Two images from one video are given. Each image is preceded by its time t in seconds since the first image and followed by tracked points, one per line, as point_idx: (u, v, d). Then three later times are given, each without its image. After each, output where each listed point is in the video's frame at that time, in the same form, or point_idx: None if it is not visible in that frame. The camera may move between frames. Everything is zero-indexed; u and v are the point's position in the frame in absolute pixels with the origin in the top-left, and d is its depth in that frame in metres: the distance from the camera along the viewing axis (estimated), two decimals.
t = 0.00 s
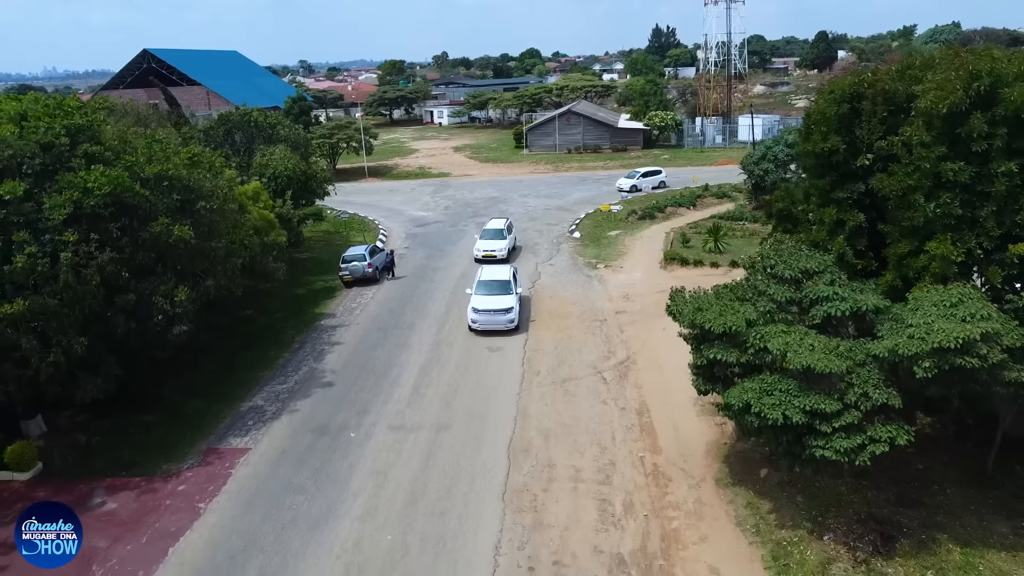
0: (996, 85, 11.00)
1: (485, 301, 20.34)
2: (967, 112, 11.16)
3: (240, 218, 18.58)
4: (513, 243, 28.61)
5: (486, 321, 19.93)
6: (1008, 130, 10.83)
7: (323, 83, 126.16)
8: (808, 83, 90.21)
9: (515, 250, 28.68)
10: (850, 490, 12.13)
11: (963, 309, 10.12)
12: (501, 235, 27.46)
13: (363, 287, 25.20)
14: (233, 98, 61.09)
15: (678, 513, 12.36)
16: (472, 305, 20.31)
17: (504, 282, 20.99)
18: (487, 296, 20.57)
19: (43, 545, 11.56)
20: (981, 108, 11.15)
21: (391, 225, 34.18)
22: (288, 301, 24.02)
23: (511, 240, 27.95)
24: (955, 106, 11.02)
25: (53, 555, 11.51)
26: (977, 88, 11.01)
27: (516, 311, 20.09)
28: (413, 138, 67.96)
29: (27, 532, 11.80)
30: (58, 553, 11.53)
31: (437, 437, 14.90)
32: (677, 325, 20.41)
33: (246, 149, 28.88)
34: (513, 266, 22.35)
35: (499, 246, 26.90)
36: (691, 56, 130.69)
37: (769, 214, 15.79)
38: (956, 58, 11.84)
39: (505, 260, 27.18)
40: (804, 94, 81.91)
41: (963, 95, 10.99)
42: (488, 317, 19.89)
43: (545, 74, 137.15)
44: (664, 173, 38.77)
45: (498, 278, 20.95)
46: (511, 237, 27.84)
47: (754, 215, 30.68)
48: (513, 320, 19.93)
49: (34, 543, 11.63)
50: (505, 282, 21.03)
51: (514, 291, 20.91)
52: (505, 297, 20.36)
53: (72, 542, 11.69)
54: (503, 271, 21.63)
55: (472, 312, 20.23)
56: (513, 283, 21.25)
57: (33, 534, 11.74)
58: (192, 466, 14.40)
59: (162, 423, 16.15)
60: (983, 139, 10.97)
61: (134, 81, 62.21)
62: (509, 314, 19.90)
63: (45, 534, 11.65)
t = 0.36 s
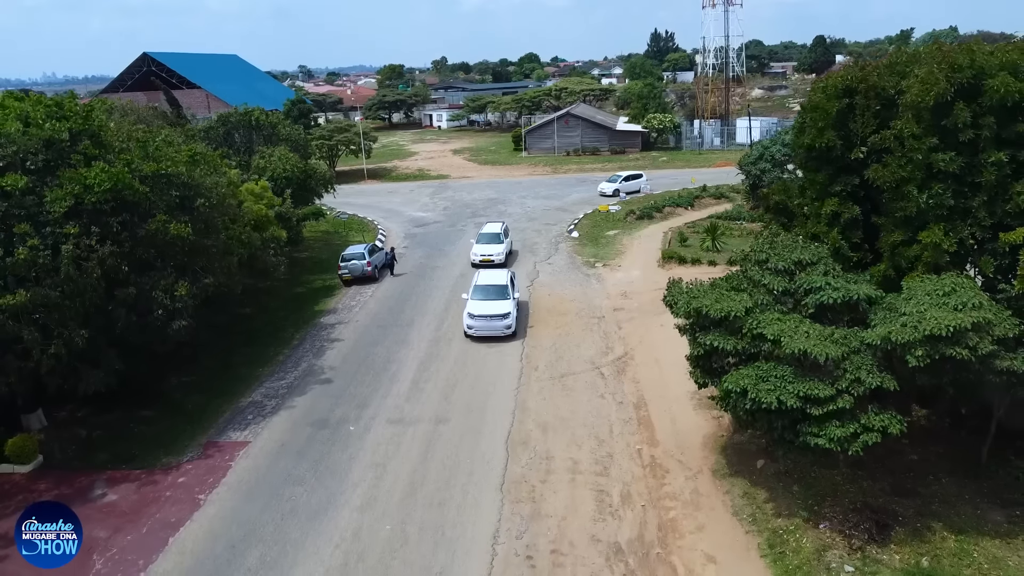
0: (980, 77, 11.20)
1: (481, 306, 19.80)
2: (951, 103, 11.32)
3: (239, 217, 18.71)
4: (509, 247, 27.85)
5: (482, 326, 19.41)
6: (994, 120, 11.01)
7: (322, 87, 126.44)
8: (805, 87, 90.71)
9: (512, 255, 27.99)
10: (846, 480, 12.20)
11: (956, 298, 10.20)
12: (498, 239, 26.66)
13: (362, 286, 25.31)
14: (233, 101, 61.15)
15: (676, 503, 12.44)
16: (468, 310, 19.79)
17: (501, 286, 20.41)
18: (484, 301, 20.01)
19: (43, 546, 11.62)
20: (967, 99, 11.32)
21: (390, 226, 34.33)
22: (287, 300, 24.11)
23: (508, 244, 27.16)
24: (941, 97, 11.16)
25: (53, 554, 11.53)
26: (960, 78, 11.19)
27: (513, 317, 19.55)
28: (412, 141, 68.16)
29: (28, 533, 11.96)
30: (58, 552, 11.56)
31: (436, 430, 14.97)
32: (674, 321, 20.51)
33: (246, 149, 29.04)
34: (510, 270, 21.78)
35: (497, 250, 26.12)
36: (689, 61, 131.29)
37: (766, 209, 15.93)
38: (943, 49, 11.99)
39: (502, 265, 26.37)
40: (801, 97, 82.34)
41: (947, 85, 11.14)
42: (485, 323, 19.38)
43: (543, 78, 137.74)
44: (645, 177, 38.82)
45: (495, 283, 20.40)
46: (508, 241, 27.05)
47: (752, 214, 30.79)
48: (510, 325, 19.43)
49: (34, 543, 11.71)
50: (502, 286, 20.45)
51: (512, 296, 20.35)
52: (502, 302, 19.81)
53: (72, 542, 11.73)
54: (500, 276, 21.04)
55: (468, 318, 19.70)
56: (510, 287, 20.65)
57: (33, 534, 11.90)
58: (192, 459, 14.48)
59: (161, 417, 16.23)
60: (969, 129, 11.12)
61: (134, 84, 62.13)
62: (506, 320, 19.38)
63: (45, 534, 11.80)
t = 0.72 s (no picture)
0: (973, 67, 11.29)
1: (478, 313, 19.10)
2: (948, 94, 11.36)
3: (240, 214, 18.71)
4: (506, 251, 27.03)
5: (479, 334, 18.68)
6: (992, 110, 11.04)
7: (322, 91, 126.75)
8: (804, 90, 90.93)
9: (509, 260, 27.23)
10: (847, 475, 12.16)
11: (955, 288, 10.24)
12: (496, 243, 25.84)
13: (362, 285, 25.31)
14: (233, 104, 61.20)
15: (676, 498, 12.41)
16: (464, 316, 19.04)
17: (499, 292, 19.69)
18: (481, 308, 19.33)
19: (43, 545, 11.30)
20: (962, 90, 11.38)
21: (390, 226, 34.35)
22: (287, 298, 24.10)
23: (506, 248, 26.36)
24: (938, 88, 11.20)
25: (53, 555, 11.25)
26: (956, 69, 11.24)
27: (511, 323, 18.87)
28: (411, 144, 68.25)
29: (28, 532, 11.59)
30: (58, 552, 11.28)
31: (435, 426, 14.95)
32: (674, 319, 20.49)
33: (246, 148, 29.09)
34: (508, 275, 21.09)
35: (496, 255, 25.32)
36: (687, 64, 131.64)
37: (765, 204, 15.96)
38: (939, 42, 12.05)
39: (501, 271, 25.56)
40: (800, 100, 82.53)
41: (944, 75, 11.19)
42: (482, 330, 18.64)
43: (542, 81, 138.13)
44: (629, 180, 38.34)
45: (493, 288, 19.68)
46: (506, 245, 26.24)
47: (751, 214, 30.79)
48: (508, 332, 18.73)
49: (35, 543, 11.38)
50: (500, 292, 19.78)
51: (510, 302, 19.67)
52: (500, 308, 19.11)
53: (72, 542, 11.43)
54: (498, 281, 20.33)
55: (464, 324, 18.95)
56: (508, 293, 20.00)
57: (34, 534, 11.53)
58: (191, 455, 14.45)
59: (160, 414, 16.20)
60: (967, 119, 11.14)
61: (133, 86, 62.20)
62: (503, 327, 18.68)
63: (45, 534, 11.45)
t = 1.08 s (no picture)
0: (974, 54, 11.23)
1: (474, 316, 18.42)
2: (949, 81, 11.33)
3: (238, 209, 18.70)
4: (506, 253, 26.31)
5: (475, 338, 17.98)
6: (992, 97, 10.99)
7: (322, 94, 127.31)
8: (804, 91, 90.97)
9: (509, 262, 26.53)
10: (847, 465, 12.09)
11: (955, 273, 10.24)
12: (495, 245, 25.10)
13: (361, 282, 25.26)
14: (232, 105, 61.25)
15: (676, 488, 12.36)
16: (459, 321, 18.38)
17: (497, 296, 19.01)
18: (477, 312, 18.65)
19: (43, 546, 10.84)
20: (962, 77, 11.35)
21: (389, 224, 34.31)
22: (285, 295, 24.06)
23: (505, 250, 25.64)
24: (938, 75, 11.18)
25: (53, 556, 10.85)
26: (958, 56, 11.20)
27: (508, 328, 18.13)
28: (411, 145, 68.34)
29: (28, 532, 11.11)
30: (58, 553, 10.85)
31: (434, 418, 14.89)
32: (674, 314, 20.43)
33: (246, 146, 29.10)
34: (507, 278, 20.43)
35: (495, 257, 24.62)
36: (688, 67, 131.56)
37: (764, 196, 15.92)
38: (939, 29, 12.01)
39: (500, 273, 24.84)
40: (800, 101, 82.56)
41: (945, 63, 11.17)
42: (478, 334, 17.93)
43: (542, 84, 138.66)
44: (613, 182, 37.84)
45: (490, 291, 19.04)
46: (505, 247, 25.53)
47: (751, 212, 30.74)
48: (505, 337, 17.97)
49: (34, 543, 10.95)
50: (497, 295, 19.11)
51: (507, 305, 19.00)
52: (497, 312, 18.42)
53: (73, 542, 11.01)
54: (496, 284, 19.66)
55: (459, 329, 18.28)
56: (506, 297, 19.34)
57: (34, 534, 11.05)
58: (189, 447, 14.40)
59: (158, 407, 16.15)
60: (967, 106, 11.09)
61: (134, 88, 62.34)
62: (500, 331, 17.94)
63: (45, 534, 10.97)
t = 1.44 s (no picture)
0: (976, 38, 11.20)
1: (469, 317, 17.75)
2: (950, 65, 11.32)
3: (234, 202, 18.78)
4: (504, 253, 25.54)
5: (470, 339, 17.32)
6: (992, 81, 10.98)
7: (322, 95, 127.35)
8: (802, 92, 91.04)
9: (507, 263, 25.78)
10: (845, 451, 12.07)
11: (953, 257, 10.17)
12: (492, 245, 24.33)
13: (360, 277, 25.24)
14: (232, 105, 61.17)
15: (673, 474, 12.34)
16: (454, 321, 17.71)
17: (493, 296, 18.31)
18: (473, 312, 18.00)
19: (42, 546, 9.55)
20: (964, 61, 11.32)
21: (388, 221, 34.29)
22: (284, 289, 24.04)
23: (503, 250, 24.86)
24: (939, 59, 11.21)
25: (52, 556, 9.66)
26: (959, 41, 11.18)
27: (504, 329, 17.47)
28: (411, 145, 68.38)
29: (26, 532, 9.62)
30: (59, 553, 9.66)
31: (431, 408, 14.87)
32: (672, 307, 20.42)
33: (245, 141, 29.12)
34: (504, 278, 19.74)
35: (491, 257, 23.82)
36: (687, 68, 131.86)
37: (762, 185, 15.91)
38: (938, 15, 12.02)
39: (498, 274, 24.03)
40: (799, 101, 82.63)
41: (947, 47, 11.18)
42: (473, 335, 17.28)
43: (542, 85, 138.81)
44: (598, 181, 37.28)
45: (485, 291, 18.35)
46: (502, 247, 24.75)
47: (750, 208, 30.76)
48: (501, 339, 17.33)
49: (34, 543, 9.60)
50: (494, 295, 18.45)
51: (503, 306, 18.29)
52: (493, 312, 17.73)
53: (73, 543, 9.79)
54: (492, 284, 18.95)
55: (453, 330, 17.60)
56: (503, 296, 18.69)
57: (32, 534, 9.60)
58: (186, 435, 14.39)
59: (155, 398, 16.13)
60: (968, 90, 11.10)
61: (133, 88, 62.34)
62: (496, 332, 17.30)
63: (44, 533, 9.57)
